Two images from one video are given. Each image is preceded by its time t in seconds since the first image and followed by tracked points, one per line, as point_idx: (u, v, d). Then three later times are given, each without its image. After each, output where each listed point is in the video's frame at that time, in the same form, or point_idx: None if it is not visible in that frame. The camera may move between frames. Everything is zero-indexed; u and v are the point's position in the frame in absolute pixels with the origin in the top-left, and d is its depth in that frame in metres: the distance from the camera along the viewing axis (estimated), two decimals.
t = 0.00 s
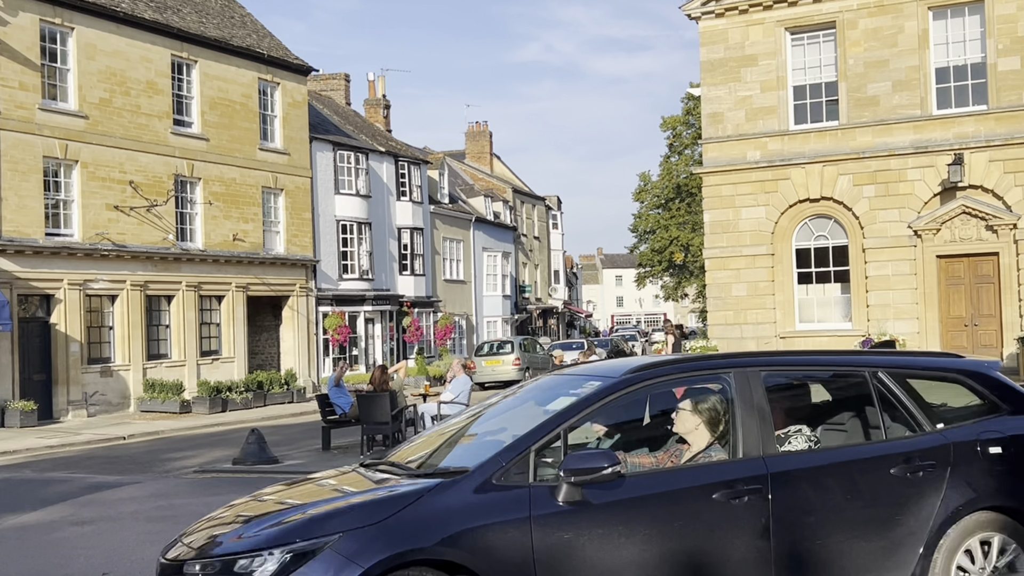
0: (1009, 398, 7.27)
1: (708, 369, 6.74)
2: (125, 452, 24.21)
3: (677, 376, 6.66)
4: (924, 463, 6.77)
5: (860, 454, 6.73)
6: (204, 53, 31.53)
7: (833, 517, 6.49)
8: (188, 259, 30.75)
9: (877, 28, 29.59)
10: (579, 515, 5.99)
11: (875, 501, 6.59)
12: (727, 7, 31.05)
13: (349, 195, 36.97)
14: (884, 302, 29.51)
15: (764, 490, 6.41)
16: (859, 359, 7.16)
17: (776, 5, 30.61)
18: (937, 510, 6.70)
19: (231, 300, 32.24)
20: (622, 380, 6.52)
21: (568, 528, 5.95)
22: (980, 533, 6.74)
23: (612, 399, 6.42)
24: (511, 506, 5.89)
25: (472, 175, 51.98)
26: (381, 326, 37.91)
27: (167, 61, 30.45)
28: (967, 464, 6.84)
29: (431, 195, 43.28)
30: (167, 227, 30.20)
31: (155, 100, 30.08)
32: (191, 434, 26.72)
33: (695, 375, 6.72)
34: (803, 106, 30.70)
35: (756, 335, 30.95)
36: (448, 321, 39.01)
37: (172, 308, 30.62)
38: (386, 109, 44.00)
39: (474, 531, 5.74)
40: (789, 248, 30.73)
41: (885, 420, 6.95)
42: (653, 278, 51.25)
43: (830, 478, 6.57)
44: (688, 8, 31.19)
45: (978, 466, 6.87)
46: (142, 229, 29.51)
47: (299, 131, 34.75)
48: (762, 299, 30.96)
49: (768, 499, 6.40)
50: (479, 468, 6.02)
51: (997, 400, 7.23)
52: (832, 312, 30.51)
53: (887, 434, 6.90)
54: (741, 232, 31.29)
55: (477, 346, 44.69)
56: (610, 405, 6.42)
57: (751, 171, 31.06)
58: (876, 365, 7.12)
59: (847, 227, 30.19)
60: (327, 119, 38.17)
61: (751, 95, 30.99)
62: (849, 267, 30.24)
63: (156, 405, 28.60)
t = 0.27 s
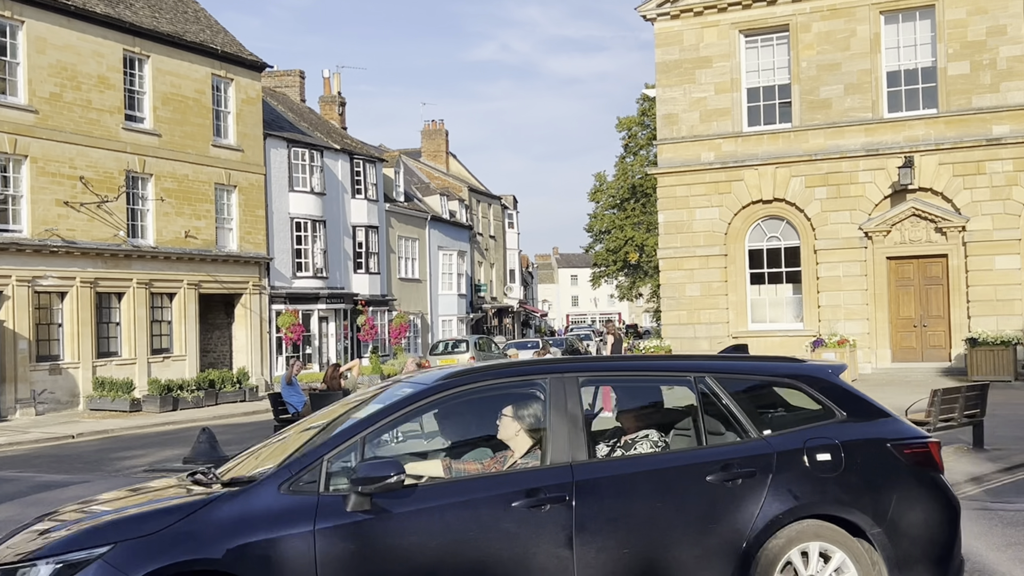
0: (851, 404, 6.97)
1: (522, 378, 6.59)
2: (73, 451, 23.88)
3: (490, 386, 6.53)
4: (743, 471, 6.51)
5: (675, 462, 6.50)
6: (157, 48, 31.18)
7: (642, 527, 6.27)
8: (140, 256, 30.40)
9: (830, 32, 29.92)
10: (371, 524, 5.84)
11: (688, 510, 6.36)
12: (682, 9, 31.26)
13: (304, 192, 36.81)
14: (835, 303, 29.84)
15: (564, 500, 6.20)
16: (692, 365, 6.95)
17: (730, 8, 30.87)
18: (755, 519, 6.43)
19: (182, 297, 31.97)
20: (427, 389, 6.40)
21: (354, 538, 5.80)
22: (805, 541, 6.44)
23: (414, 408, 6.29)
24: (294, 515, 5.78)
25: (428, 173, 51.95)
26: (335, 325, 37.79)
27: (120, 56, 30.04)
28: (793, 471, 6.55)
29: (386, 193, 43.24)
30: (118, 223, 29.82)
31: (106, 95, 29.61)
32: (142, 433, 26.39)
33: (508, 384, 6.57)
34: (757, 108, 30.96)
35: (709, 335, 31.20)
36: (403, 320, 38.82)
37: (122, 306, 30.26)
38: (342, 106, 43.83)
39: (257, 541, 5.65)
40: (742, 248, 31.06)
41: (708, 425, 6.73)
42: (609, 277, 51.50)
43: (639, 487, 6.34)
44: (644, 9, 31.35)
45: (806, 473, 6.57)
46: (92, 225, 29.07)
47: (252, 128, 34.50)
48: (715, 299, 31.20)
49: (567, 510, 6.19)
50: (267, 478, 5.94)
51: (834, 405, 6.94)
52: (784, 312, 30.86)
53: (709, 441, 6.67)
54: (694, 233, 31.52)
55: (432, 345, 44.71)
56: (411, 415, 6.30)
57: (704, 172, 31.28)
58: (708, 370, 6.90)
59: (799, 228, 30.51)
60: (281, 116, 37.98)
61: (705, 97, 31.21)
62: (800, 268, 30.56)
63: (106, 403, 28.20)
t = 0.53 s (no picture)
0: (665, 409, 6.60)
1: (312, 384, 6.29)
2: (8, 450, 23.43)
3: (275, 392, 6.24)
4: (538, 478, 6.14)
5: (469, 469, 6.15)
6: (98, 42, 30.70)
7: (426, 537, 5.89)
8: (79, 252, 29.94)
9: (772, 35, 30.28)
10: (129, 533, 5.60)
11: (477, 518, 5.98)
12: (628, 10, 31.46)
13: (247, 189, 36.58)
14: (776, 303, 30.25)
15: (340, 509, 5.84)
16: (499, 368, 6.58)
17: (675, 10, 31.14)
18: (548, 528, 6.04)
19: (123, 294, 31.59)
20: (205, 398, 6.12)
21: (110, 549, 5.56)
22: (608, 551, 6.07)
23: (186, 418, 6.05)
24: (49, 526, 5.56)
25: (373, 171, 51.92)
26: (279, 322, 37.64)
27: (60, 48, 29.50)
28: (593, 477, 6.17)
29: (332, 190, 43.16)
30: (57, 219, 29.32)
31: (45, 88, 29.02)
32: (80, 432, 25.97)
33: (293, 392, 6.27)
34: (700, 109, 31.26)
35: (652, 334, 31.49)
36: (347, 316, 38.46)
37: (61, 303, 29.76)
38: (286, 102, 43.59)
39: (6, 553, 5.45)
40: (685, 248, 31.44)
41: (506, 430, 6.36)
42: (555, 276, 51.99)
43: (425, 495, 5.98)
44: (590, 9, 31.49)
45: (605, 481, 6.20)
46: (31, 221, 28.53)
47: (195, 123, 34.17)
48: (658, 299, 31.48)
49: (342, 519, 5.82)
50: (30, 487, 5.74)
51: (646, 410, 6.57)
52: (725, 312, 31.26)
53: (508, 447, 6.30)
54: (638, 233, 31.76)
55: (377, 343, 44.72)
56: (184, 425, 6.05)
57: (649, 172, 31.52)
58: (516, 373, 6.53)
59: (741, 229, 30.90)
60: (225, 111, 37.71)
61: (650, 98, 31.45)
62: (742, 268, 30.95)
63: (43, 401, 27.71)
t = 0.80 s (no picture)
0: (454, 418, 6.43)
1: (88, 391, 6.27)
2: None
3: (51, 397, 6.26)
4: (306, 488, 6.03)
5: (233, 480, 6.05)
6: (25, 33, 30.06)
7: (170, 550, 5.87)
8: (4, 247, 29.25)
9: (705, 38, 30.60)
10: None
11: (238, 522, 5.94)
12: (563, 10, 31.60)
13: (178, 185, 36.19)
14: (708, 304, 30.60)
15: (91, 518, 5.87)
16: (288, 373, 6.44)
17: (609, 11, 31.33)
18: (312, 540, 5.95)
19: (48, 291, 30.92)
20: None
21: None
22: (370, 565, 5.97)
23: None
24: None
25: (307, 168, 51.73)
26: (209, 320, 37.31)
27: None
28: (362, 488, 6.06)
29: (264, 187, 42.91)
30: None
31: None
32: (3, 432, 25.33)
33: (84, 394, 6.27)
34: (634, 111, 31.48)
35: (586, 333, 31.64)
36: (280, 314, 38.40)
37: None
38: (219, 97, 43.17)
39: None
40: (619, 248, 31.64)
41: (283, 436, 6.25)
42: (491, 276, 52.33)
43: (192, 499, 5.96)
44: (525, 9, 31.55)
45: (378, 493, 6.07)
46: None
47: (124, 117, 33.67)
48: (592, 298, 31.64)
49: (94, 529, 5.86)
50: None
51: (435, 419, 6.39)
52: (658, 312, 31.53)
53: (280, 454, 6.20)
54: (573, 233, 31.89)
55: (310, 341, 44.53)
56: None
57: (583, 173, 31.66)
58: (301, 379, 6.42)
59: (673, 229, 31.18)
60: (155, 106, 37.28)
61: (584, 99, 31.61)
62: (675, 268, 31.25)
63: None
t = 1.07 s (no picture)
0: (214, 428, 6.24)
1: None
2: None
3: None
4: (45, 500, 5.86)
5: None
6: None
7: None
8: None
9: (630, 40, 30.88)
10: None
11: None
12: (489, 9, 31.66)
13: (95, 179, 35.57)
14: (630, 303, 30.89)
15: None
16: (49, 380, 6.31)
17: (535, 11, 31.47)
18: (42, 551, 5.78)
19: None
20: None
21: None
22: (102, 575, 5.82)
23: None
24: None
25: (229, 163, 51.30)
26: (128, 317, 36.70)
27: None
28: (100, 503, 5.87)
29: (185, 182, 42.44)
30: None
31: None
32: None
33: None
34: (560, 111, 31.66)
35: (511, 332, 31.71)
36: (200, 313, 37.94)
37: None
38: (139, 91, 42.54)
39: None
40: (543, 248, 31.77)
41: (26, 447, 6.09)
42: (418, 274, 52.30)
43: None
44: (450, 8, 31.55)
45: (117, 506, 5.89)
46: None
47: (41, 110, 32.95)
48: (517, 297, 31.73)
49: None
50: None
51: (191, 429, 6.21)
52: (582, 311, 31.73)
53: (20, 467, 6.02)
54: (498, 232, 31.95)
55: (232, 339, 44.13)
56: None
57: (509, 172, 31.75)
58: (55, 387, 6.28)
59: (597, 230, 31.41)
60: (72, 98, 36.62)
61: (510, 98, 31.72)
62: (598, 268, 31.50)
63: None
